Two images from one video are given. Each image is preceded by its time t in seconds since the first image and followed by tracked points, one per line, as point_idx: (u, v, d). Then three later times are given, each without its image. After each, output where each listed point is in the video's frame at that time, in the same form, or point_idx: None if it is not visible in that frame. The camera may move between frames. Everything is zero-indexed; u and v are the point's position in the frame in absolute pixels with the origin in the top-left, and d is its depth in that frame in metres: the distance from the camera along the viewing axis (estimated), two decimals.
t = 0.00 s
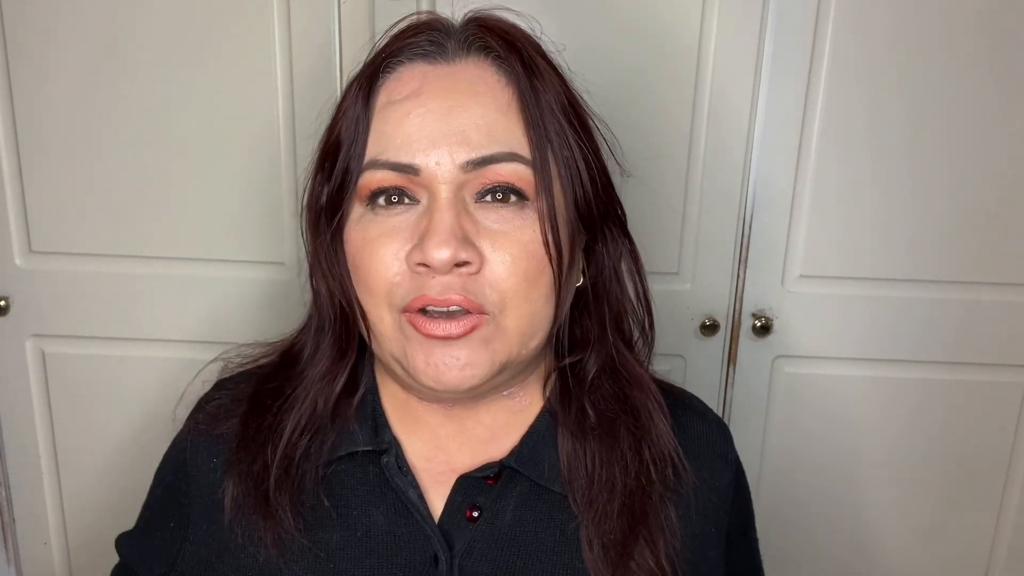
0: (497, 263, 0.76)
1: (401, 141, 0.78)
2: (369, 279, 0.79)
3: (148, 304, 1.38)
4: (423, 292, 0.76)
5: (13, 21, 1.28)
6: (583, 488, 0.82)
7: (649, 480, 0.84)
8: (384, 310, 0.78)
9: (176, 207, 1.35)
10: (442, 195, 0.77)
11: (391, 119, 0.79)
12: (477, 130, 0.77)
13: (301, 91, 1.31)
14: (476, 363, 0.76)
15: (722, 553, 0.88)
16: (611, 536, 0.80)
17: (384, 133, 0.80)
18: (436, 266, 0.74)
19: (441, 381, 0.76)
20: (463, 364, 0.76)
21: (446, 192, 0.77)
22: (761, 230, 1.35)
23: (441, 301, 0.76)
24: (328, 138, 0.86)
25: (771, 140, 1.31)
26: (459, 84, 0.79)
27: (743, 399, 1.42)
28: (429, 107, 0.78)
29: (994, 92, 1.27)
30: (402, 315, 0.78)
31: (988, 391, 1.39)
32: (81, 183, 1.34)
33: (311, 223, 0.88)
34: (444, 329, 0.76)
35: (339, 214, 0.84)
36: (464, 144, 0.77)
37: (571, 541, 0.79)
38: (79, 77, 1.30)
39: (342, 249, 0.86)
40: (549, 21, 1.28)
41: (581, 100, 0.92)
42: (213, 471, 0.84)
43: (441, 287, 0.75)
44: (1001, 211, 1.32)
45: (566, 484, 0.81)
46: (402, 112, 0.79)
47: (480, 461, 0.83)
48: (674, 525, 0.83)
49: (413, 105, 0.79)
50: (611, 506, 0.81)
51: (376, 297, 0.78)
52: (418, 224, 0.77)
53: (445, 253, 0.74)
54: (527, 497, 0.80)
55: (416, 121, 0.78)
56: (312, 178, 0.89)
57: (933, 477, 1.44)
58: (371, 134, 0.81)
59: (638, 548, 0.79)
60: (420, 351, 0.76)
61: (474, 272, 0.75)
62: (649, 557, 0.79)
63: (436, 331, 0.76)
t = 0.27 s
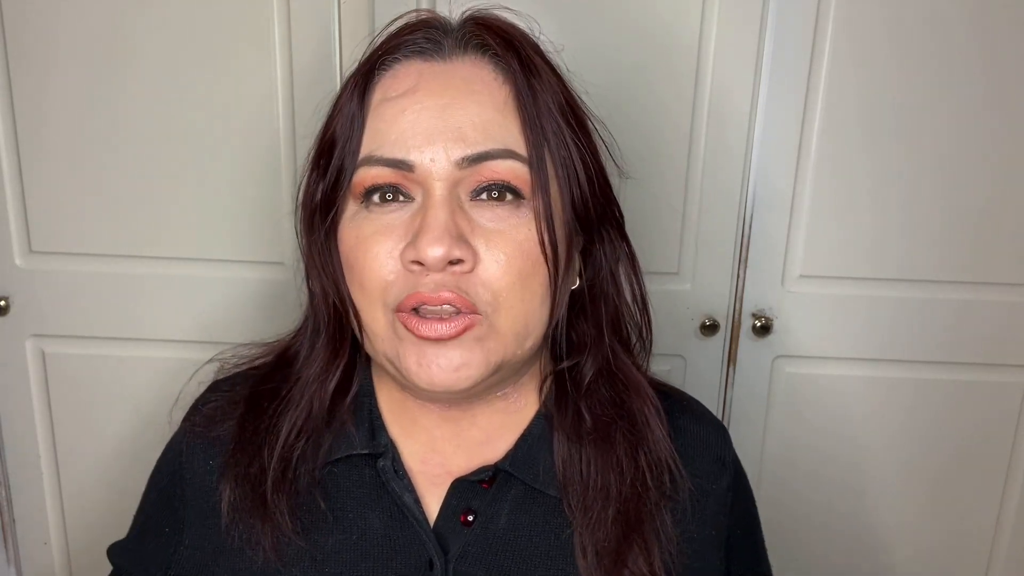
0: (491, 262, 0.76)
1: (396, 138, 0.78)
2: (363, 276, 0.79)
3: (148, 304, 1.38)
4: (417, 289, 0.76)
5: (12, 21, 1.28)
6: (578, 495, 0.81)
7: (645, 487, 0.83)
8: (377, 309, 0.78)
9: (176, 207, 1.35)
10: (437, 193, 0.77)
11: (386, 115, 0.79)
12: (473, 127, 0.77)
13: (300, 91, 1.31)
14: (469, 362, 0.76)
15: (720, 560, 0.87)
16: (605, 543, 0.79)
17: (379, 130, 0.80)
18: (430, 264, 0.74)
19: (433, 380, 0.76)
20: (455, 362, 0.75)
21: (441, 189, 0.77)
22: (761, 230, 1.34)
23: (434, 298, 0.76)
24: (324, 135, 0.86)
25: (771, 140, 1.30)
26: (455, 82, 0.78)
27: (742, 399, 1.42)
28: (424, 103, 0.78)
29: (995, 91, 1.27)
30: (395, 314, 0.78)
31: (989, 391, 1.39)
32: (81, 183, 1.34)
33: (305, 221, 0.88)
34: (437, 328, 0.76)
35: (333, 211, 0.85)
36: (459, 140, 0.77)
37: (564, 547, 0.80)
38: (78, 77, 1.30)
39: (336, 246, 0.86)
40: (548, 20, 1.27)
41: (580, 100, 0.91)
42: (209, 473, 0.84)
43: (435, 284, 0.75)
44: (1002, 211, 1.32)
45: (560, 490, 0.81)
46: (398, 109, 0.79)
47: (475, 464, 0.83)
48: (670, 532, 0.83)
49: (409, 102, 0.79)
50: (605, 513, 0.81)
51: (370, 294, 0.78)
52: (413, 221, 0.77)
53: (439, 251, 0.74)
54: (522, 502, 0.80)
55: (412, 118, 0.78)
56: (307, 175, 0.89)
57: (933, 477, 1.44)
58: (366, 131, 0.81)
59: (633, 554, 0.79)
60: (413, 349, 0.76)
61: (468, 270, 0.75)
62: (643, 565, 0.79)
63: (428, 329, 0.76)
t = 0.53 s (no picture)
0: (489, 265, 0.76)
1: (395, 138, 0.78)
2: (361, 277, 0.79)
3: (148, 304, 1.38)
4: (414, 291, 0.76)
5: (13, 22, 1.29)
6: (574, 495, 0.81)
7: (641, 487, 0.83)
8: (375, 311, 0.78)
9: (176, 207, 1.35)
10: (436, 194, 0.77)
11: (386, 116, 0.79)
12: (473, 129, 0.77)
13: (300, 91, 1.31)
14: (465, 366, 0.76)
15: (721, 561, 0.86)
16: (600, 544, 0.79)
17: (379, 130, 0.80)
18: (427, 266, 0.74)
19: (429, 382, 0.75)
20: (451, 365, 0.75)
21: (439, 191, 0.77)
22: (761, 230, 1.34)
23: (432, 301, 0.75)
24: (324, 133, 0.86)
25: (771, 140, 1.30)
26: (456, 83, 0.78)
27: (742, 399, 1.42)
28: (425, 105, 0.78)
29: (996, 90, 1.26)
30: (392, 316, 0.78)
31: (989, 391, 1.39)
32: (81, 183, 1.34)
33: (303, 220, 0.89)
34: (434, 333, 0.76)
35: (331, 211, 0.85)
36: (459, 142, 0.77)
37: (561, 548, 0.79)
38: (79, 77, 1.30)
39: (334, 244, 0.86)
40: (548, 20, 1.27)
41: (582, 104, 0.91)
42: (204, 469, 0.84)
43: (433, 286, 0.75)
44: (1002, 211, 1.31)
45: (555, 490, 0.81)
46: (398, 109, 0.79)
47: (470, 464, 0.83)
48: (666, 533, 0.82)
49: (409, 102, 0.79)
50: (601, 514, 0.81)
51: (367, 296, 0.78)
52: (411, 223, 0.77)
53: (437, 253, 0.73)
54: (517, 502, 0.80)
55: (411, 119, 0.78)
56: (306, 174, 0.89)
57: (933, 478, 1.44)
58: (366, 131, 0.81)
59: (628, 555, 0.79)
60: (409, 351, 0.76)
61: (466, 273, 0.75)
62: (639, 565, 0.79)
63: (426, 335, 0.76)
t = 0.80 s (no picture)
0: (489, 264, 0.76)
1: (394, 138, 0.78)
2: (361, 277, 0.78)
3: (148, 304, 1.38)
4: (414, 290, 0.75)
5: (12, 22, 1.29)
6: (571, 495, 0.81)
7: (639, 488, 0.83)
8: (375, 310, 0.78)
9: (176, 207, 1.35)
10: (436, 194, 0.77)
11: (385, 116, 0.79)
12: (472, 128, 0.77)
13: (300, 91, 1.31)
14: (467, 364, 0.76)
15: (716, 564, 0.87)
16: (598, 544, 0.79)
17: (377, 130, 0.79)
18: (428, 266, 0.74)
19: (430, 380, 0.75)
20: (451, 363, 0.75)
21: (439, 190, 0.76)
22: (761, 230, 1.34)
23: (432, 303, 0.75)
24: (322, 134, 0.86)
25: (771, 140, 1.30)
26: (454, 83, 0.78)
27: (742, 399, 1.42)
28: (424, 104, 0.78)
29: (997, 90, 1.26)
30: (392, 315, 0.77)
31: (989, 392, 1.39)
32: (81, 183, 1.34)
33: (303, 220, 0.89)
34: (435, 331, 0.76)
35: (331, 211, 0.85)
36: (458, 142, 0.76)
37: (557, 547, 0.80)
38: (78, 78, 1.30)
39: (333, 245, 0.86)
40: (548, 20, 1.27)
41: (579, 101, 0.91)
42: (203, 470, 0.84)
43: (433, 286, 0.74)
44: (1002, 211, 1.31)
45: (553, 491, 0.81)
46: (397, 109, 0.79)
47: (468, 465, 0.83)
48: (663, 533, 0.83)
49: (408, 102, 0.79)
50: (598, 514, 0.81)
51: (368, 295, 0.78)
52: (411, 223, 0.77)
53: (437, 253, 0.73)
54: (514, 503, 0.80)
55: (410, 119, 0.78)
56: (305, 175, 0.89)
57: (933, 478, 1.44)
58: (365, 132, 0.81)
59: (625, 555, 0.79)
60: (409, 349, 0.76)
61: (466, 272, 0.75)
62: (636, 566, 0.79)
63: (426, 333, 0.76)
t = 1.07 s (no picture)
0: (489, 273, 0.76)
1: (389, 151, 0.78)
2: (359, 290, 0.78)
3: (148, 304, 1.38)
4: (414, 304, 0.75)
5: (12, 22, 1.29)
6: (570, 487, 0.82)
7: (637, 479, 0.84)
8: (375, 322, 0.78)
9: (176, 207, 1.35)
10: (433, 206, 0.76)
11: (379, 129, 0.79)
12: (467, 139, 0.77)
13: (300, 91, 1.31)
14: (469, 374, 0.76)
15: (717, 561, 0.86)
16: (598, 536, 0.79)
17: (372, 143, 0.79)
18: (428, 280, 0.74)
19: (434, 392, 0.76)
20: (454, 373, 0.76)
21: (436, 203, 0.76)
22: (761, 230, 1.34)
23: (433, 314, 0.75)
24: (315, 145, 0.85)
25: (771, 140, 1.30)
26: (448, 93, 0.78)
27: (742, 399, 1.42)
28: (418, 116, 0.77)
29: (997, 90, 1.26)
30: (393, 327, 0.78)
31: (989, 391, 1.39)
32: (81, 183, 1.34)
33: (298, 232, 0.88)
34: (436, 341, 0.76)
35: (326, 227, 0.84)
36: (454, 153, 0.76)
37: (559, 540, 0.79)
38: (78, 77, 1.30)
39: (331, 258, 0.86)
40: (548, 20, 1.27)
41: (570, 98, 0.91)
42: (205, 471, 0.84)
43: (433, 299, 0.75)
44: (1002, 210, 1.31)
45: (553, 483, 0.81)
46: (391, 122, 0.78)
47: (469, 461, 0.83)
48: (663, 524, 0.83)
49: (401, 114, 0.78)
50: (598, 506, 0.81)
51: (367, 308, 0.78)
52: (409, 236, 0.77)
53: (437, 267, 0.73)
54: (515, 498, 0.80)
55: (405, 130, 0.77)
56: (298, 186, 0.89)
57: (933, 477, 1.44)
58: (359, 144, 0.81)
59: (626, 546, 0.79)
60: (411, 361, 0.76)
61: (466, 283, 0.75)
62: (638, 557, 0.79)
63: (428, 344, 0.76)
